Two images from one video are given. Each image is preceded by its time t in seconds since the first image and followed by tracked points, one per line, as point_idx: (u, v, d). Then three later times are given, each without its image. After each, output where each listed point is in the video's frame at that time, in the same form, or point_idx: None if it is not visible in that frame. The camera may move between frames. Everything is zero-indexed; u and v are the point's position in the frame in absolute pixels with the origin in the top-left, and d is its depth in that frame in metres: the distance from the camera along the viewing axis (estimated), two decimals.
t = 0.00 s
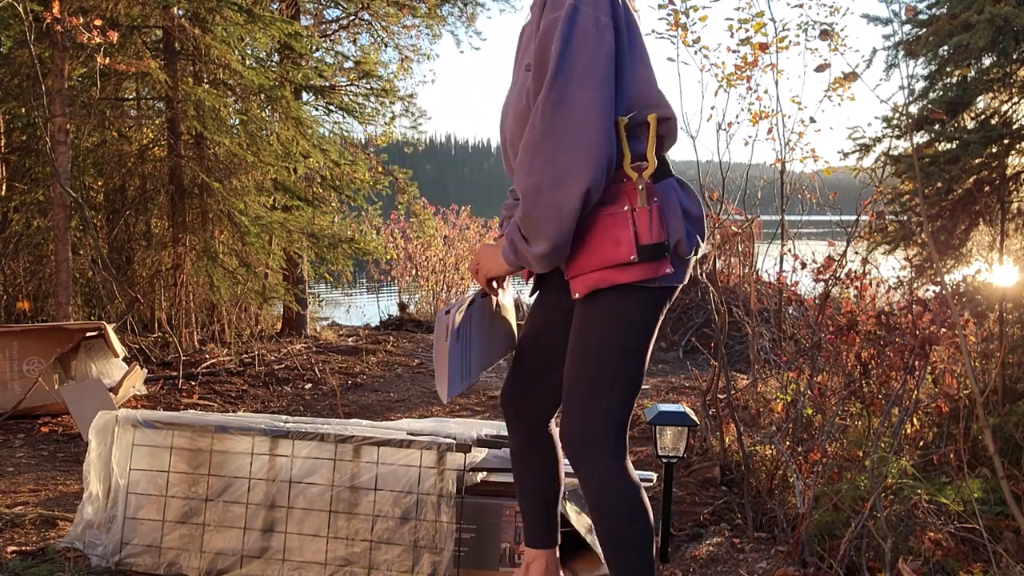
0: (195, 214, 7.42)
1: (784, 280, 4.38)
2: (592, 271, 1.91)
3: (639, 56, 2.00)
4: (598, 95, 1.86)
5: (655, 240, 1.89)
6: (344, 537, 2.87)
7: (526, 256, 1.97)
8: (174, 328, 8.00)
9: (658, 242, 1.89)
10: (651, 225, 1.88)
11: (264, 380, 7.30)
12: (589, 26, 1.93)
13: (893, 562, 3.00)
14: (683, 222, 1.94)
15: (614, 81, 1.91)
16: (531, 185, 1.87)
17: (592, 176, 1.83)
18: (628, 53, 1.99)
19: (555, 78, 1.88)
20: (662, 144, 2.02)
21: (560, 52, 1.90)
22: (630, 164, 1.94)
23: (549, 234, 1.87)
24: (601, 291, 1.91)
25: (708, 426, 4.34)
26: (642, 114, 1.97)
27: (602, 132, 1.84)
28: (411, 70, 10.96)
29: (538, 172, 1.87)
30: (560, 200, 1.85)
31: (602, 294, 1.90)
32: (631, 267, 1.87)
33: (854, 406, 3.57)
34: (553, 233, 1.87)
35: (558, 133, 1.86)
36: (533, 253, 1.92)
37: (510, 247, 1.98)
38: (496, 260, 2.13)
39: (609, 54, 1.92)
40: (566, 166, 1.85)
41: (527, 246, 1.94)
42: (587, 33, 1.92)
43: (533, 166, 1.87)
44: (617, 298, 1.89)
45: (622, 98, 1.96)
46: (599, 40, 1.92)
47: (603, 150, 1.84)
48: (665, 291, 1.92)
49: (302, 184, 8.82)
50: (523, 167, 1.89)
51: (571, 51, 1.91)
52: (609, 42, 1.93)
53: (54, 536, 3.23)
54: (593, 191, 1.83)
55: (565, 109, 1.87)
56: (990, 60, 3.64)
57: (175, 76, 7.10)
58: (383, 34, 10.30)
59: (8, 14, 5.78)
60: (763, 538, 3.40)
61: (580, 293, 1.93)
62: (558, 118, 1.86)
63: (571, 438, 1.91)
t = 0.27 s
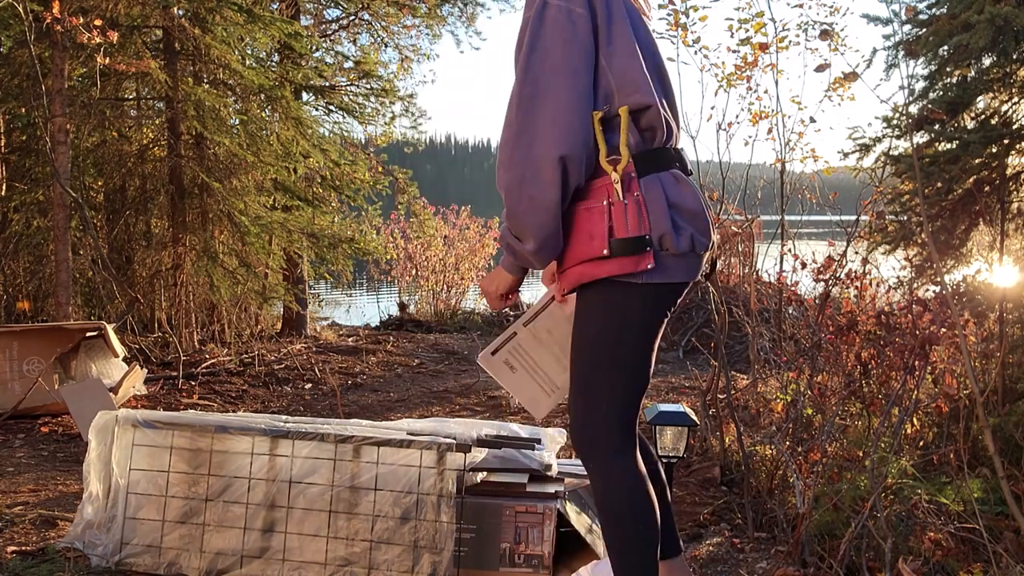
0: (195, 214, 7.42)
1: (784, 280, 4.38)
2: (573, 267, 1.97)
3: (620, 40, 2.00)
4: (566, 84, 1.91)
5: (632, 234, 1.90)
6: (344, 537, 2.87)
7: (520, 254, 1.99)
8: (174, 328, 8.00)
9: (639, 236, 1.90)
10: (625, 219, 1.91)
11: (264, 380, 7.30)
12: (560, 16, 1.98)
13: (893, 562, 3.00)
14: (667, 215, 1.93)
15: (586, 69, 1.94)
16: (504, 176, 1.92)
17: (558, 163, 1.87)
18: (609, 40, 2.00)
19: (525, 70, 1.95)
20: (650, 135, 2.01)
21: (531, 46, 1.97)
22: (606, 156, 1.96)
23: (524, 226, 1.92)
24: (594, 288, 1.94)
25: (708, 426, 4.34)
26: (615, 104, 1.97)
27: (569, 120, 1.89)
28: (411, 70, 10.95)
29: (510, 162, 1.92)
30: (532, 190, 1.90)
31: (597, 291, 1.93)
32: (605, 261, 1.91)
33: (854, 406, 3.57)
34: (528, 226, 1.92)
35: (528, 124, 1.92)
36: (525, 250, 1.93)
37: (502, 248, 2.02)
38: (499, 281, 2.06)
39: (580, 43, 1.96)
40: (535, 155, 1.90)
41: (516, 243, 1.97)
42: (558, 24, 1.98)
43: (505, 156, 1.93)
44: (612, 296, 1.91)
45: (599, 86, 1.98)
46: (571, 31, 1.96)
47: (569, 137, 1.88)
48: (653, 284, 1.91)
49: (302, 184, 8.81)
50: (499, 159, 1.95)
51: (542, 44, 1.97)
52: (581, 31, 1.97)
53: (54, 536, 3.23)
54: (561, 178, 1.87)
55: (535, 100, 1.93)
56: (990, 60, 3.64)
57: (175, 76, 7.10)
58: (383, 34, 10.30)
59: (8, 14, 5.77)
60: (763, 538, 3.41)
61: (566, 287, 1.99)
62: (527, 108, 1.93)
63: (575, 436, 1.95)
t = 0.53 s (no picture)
0: (195, 214, 7.42)
1: (784, 280, 4.38)
2: (574, 261, 2.02)
3: (610, 32, 2.01)
4: (553, 77, 1.95)
5: (621, 228, 1.93)
6: (345, 537, 2.87)
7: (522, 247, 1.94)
8: (174, 328, 8.00)
9: (627, 230, 1.93)
10: (613, 214, 1.94)
11: (264, 380, 7.30)
12: (550, 12, 2.02)
13: (893, 562, 3.00)
14: (657, 208, 1.93)
15: (573, 62, 1.98)
16: (497, 165, 1.96)
17: (546, 151, 1.91)
18: (599, 33, 2.01)
19: (516, 65, 2.00)
20: (641, 127, 2.00)
21: (522, 41, 2.01)
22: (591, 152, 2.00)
23: (516, 215, 1.92)
24: (595, 285, 1.97)
25: (709, 426, 4.34)
26: (603, 98, 1.99)
27: (556, 111, 1.93)
28: (411, 70, 10.95)
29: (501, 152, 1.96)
30: (524, 179, 1.93)
31: (597, 287, 1.97)
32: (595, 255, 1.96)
33: (854, 406, 3.56)
34: (523, 213, 1.91)
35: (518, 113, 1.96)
36: (525, 236, 1.91)
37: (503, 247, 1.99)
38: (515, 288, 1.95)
39: (569, 37, 1.99)
40: (525, 144, 1.94)
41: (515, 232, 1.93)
42: (548, 19, 2.01)
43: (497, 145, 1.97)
44: (616, 292, 1.93)
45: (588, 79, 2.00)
46: (560, 25, 2.00)
47: (555, 126, 1.92)
48: (648, 276, 1.92)
49: (302, 184, 8.81)
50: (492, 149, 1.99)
51: (532, 38, 2.01)
52: (569, 25, 2.00)
53: (53, 536, 3.23)
54: (548, 165, 1.91)
55: (524, 92, 1.98)
56: (990, 60, 3.64)
57: (175, 76, 7.10)
58: (383, 34, 10.30)
59: (8, 14, 5.78)
60: (763, 538, 3.41)
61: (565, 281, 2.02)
62: (517, 100, 1.97)
63: (585, 432, 1.99)
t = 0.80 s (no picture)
0: (195, 214, 7.42)
1: (784, 280, 4.38)
2: (576, 260, 2.04)
3: (616, 30, 2.01)
4: (559, 75, 1.97)
5: (618, 230, 1.95)
6: (345, 537, 2.87)
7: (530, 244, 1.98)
8: (174, 328, 8.00)
9: (624, 231, 1.94)
10: (611, 216, 1.96)
11: (264, 380, 7.30)
12: (557, 11, 2.03)
13: (893, 562, 3.00)
14: (655, 210, 1.93)
15: (579, 60, 1.99)
16: (506, 164, 1.99)
17: (552, 150, 1.93)
18: (605, 30, 2.01)
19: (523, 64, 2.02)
20: (644, 127, 2.00)
21: (529, 40, 2.03)
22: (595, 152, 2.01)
23: (525, 214, 1.95)
24: (597, 284, 1.98)
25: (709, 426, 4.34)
26: (607, 96, 1.99)
27: (561, 109, 1.95)
28: (411, 70, 10.94)
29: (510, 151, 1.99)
30: (531, 177, 1.96)
31: (598, 287, 1.98)
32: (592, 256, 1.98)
33: (854, 407, 3.56)
34: (530, 212, 1.94)
35: (525, 112, 1.98)
36: (531, 235, 1.94)
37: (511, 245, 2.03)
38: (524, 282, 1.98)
39: (575, 36, 2.00)
40: (532, 143, 1.97)
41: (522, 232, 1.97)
42: (555, 18, 2.02)
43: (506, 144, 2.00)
44: (617, 292, 1.94)
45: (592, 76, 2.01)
46: (566, 24, 2.01)
47: (561, 125, 1.94)
48: (647, 276, 1.92)
49: (302, 184, 8.81)
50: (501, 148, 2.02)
51: (540, 37, 2.02)
52: (575, 24, 2.01)
53: (54, 536, 3.23)
54: (555, 164, 1.93)
55: (532, 91, 1.99)
56: (990, 60, 3.64)
57: (175, 76, 7.10)
58: (383, 34, 10.30)
59: (8, 15, 5.78)
60: (763, 538, 3.41)
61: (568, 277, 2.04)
62: (524, 98, 1.99)
63: (589, 432, 2.00)
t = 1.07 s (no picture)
0: (195, 214, 7.42)
1: (784, 280, 4.38)
2: (578, 261, 2.05)
3: (620, 32, 2.01)
4: (561, 78, 1.99)
5: (623, 229, 1.95)
6: (345, 537, 2.87)
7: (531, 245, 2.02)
8: (174, 328, 8.01)
9: (629, 231, 1.94)
10: (616, 216, 1.96)
11: (265, 380, 7.30)
12: (562, 14, 2.04)
13: (893, 562, 3.00)
14: (660, 210, 1.93)
15: (582, 63, 2.00)
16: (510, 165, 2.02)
17: (550, 153, 1.96)
18: (609, 33, 2.02)
19: (527, 67, 2.04)
20: (648, 129, 1.99)
21: (535, 43, 2.05)
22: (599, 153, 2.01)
23: (525, 215, 1.98)
24: (603, 284, 1.99)
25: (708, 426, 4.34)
26: (610, 96, 1.99)
27: (562, 112, 1.97)
28: (411, 70, 10.93)
29: (513, 153, 2.02)
30: (532, 180, 1.99)
31: (605, 286, 1.98)
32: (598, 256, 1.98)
33: (854, 406, 3.56)
34: (529, 214, 1.98)
35: (528, 114, 2.01)
36: (529, 236, 1.99)
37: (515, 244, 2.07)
38: (519, 277, 2.05)
39: (580, 38, 2.01)
40: (533, 145, 2.00)
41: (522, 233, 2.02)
42: (561, 21, 2.04)
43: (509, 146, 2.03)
44: (623, 292, 1.94)
45: (595, 78, 2.01)
46: (571, 27, 2.02)
47: (560, 128, 1.96)
48: (652, 276, 1.92)
49: (302, 184, 8.81)
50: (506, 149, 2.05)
51: (545, 39, 2.04)
52: (580, 27, 2.02)
53: (54, 536, 3.23)
54: (553, 166, 1.96)
55: (535, 93, 2.02)
56: (990, 60, 3.64)
57: (175, 76, 7.10)
58: (383, 34, 10.30)
59: (8, 15, 5.78)
60: (763, 538, 3.41)
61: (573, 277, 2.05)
62: (527, 101, 2.02)
63: (594, 431, 2.00)
